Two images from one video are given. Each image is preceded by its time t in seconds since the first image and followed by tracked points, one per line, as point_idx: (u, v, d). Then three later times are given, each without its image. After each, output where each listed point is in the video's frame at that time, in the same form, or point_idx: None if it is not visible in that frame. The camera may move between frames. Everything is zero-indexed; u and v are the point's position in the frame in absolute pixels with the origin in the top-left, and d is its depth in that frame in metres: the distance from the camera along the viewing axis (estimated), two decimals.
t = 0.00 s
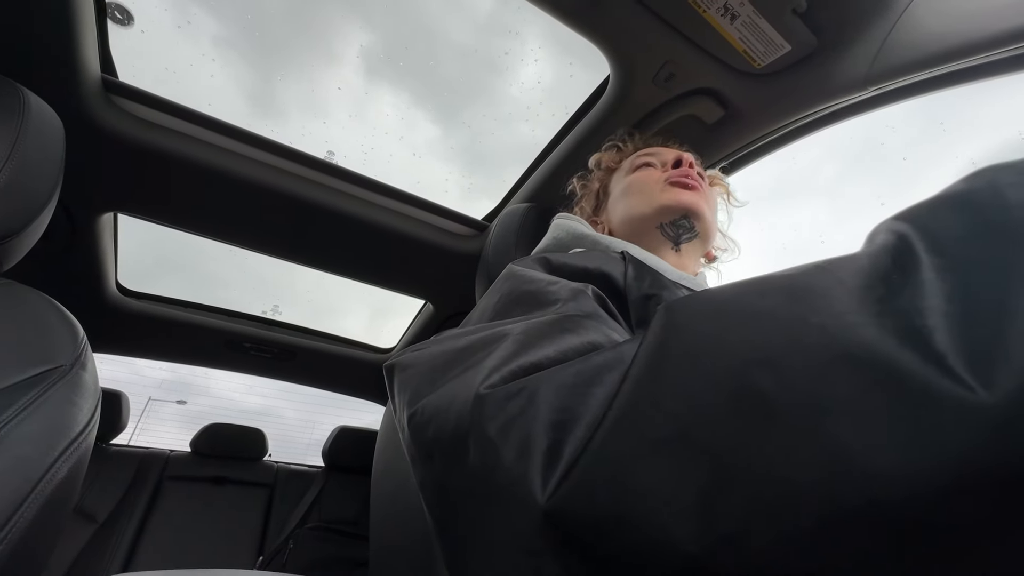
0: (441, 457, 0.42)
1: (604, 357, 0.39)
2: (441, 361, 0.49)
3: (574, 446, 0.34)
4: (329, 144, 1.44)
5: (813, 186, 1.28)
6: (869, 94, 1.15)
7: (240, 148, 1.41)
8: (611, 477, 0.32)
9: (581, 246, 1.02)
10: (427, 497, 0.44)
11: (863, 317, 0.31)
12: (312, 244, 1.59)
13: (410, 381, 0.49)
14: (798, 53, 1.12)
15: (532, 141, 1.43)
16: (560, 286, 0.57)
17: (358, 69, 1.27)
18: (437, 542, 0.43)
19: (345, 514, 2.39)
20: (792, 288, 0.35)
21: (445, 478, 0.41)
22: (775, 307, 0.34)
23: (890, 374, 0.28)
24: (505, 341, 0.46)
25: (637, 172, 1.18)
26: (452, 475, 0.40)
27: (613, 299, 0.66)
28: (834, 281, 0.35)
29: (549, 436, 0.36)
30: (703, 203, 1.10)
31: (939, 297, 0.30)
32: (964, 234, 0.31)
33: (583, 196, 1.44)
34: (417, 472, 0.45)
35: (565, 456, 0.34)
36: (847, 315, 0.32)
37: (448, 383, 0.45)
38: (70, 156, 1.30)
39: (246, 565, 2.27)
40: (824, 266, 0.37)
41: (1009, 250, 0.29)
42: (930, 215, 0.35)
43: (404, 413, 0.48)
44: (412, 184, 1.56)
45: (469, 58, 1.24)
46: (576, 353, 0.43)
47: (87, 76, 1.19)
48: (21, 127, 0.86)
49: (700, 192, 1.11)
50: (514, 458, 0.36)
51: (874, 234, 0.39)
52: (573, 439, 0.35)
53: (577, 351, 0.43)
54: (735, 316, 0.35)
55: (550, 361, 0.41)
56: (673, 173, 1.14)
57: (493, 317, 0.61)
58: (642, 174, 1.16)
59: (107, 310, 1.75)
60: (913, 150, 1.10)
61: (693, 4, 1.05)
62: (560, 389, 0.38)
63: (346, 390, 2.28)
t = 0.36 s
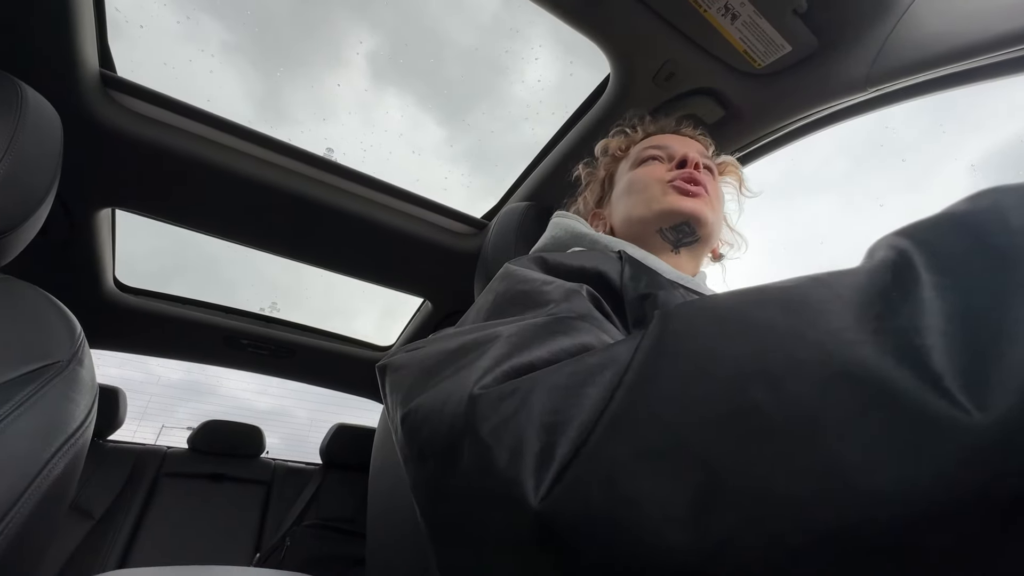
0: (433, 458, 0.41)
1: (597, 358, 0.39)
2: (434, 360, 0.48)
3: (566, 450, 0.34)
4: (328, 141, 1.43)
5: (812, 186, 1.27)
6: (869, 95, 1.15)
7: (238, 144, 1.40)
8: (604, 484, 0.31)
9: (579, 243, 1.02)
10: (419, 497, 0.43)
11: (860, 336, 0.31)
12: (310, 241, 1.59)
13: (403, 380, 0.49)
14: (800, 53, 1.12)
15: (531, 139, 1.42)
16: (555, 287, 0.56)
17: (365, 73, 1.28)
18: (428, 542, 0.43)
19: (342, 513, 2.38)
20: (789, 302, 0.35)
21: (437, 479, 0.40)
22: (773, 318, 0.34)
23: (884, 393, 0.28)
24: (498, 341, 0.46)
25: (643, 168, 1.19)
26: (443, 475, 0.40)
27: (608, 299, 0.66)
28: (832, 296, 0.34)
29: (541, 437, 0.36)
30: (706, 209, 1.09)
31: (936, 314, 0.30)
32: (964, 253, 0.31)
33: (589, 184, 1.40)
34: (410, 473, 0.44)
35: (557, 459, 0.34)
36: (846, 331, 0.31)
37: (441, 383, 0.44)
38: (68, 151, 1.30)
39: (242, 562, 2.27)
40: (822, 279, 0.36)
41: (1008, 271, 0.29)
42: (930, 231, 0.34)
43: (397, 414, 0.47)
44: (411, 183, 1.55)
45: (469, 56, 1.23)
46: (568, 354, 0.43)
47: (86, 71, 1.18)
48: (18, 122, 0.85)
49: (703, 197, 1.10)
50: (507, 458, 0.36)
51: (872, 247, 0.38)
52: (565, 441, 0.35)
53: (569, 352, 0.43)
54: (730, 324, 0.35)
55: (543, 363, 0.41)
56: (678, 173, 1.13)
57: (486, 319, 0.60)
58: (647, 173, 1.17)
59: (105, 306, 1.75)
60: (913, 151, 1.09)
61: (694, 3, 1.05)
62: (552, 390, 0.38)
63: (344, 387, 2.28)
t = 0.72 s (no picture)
0: (436, 478, 0.40)
1: (602, 374, 0.39)
2: (434, 376, 0.47)
3: (575, 474, 0.34)
4: (326, 145, 1.43)
5: (808, 190, 1.28)
6: (863, 99, 1.16)
7: (235, 148, 1.40)
8: (616, 513, 0.31)
9: (578, 246, 1.02)
10: (421, 519, 0.42)
11: (869, 357, 0.31)
12: (308, 245, 1.59)
13: (402, 397, 0.48)
14: (795, 57, 1.13)
15: (529, 143, 1.43)
16: (556, 297, 0.56)
17: (374, 78, 1.29)
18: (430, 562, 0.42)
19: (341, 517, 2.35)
20: (797, 319, 0.35)
21: (441, 502, 0.39)
22: (778, 338, 0.34)
23: (896, 421, 0.28)
24: (500, 357, 0.45)
25: (648, 165, 1.20)
26: (447, 496, 0.39)
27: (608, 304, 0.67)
28: (839, 314, 0.34)
29: (548, 462, 0.35)
30: (701, 216, 1.07)
31: (944, 336, 0.30)
32: (968, 273, 0.32)
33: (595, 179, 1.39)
34: (412, 494, 0.43)
35: (564, 482, 0.34)
36: (852, 354, 0.32)
37: (443, 400, 0.43)
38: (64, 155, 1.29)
39: (240, 568, 2.26)
40: (827, 296, 0.37)
41: (1013, 294, 0.30)
42: (932, 247, 0.35)
43: (397, 431, 0.46)
44: (409, 186, 1.55)
45: (467, 60, 1.24)
46: (571, 370, 0.43)
47: (82, 76, 1.18)
48: (14, 127, 0.85)
49: (701, 200, 1.09)
50: (513, 481, 0.35)
51: (873, 264, 0.39)
52: (572, 463, 0.35)
53: (571, 367, 0.43)
54: (734, 344, 0.35)
55: (546, 380, 0.41)
56: (678, 175, 1.13)
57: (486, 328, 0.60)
58: (649, 171, 1.18)
59: (101, 312, 1.75)
60: (907, 154, 1.10)
61: (689, 8, 1.06)
62: (558, 409, 0.37)
63: (342, 392, 2.27)
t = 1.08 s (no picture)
0: (445, 479, 0.40)
1: (612, 378, 0.39)
2: (439, 376, 0.47)
3: (588, 479, 0.34)
4: (327, 144, 1.44)
5: (807, 189, 1.28)
6: (863, 98, 1.16)
7: (234, 146, 1.40)
8: (630, 517, 0.31)
9: (577, 245, 1.02)
10: (427, 518, 0.42)
11: (891, 376, 0.31)
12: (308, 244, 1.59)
13: (406, 397, 0.47)
14: (796, 56, 1.13)
15: (529, 142, 1.43)
16: (562, 298, 0.56)
17: (376, 79, 1.29)
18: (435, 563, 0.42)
19: (340, 516, 2.35)
20: (816, 332, 0.35)
21: (450, 504, 0.39)
22: (800, 349, 0.34)
23: (919, 440, 0.29)
24: (508, 359, 0.45)
25: (646, 165, 1.19)
26: (456, 497, 0.39)
27: (608, 304, 0.67)
28: (856, 327, 0.34)
29: (561, 466, 0.35)
30: (712, 203, 1.10)
31: (966, 356, 0.31)
32: (988, 295, 0.32)
33: (583, 179, 1.40)
34: (418, 493, 0.43)
35: (578, 485, 0.34)
36: (874, 372, 0.31)
37: (449, 398, 0.43)
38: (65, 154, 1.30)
39: (241, 567, 2.26)
40: (842, 308, 0.37)
41: None
42: (948, 265, 0.35)
43: (402, 431, 0.46)
44: (410, 185, 1.55)
45: (468, 60, 1.24)
46: (579, 374, 0.42)
47: (83, 75, 1.18)
48: (16, 126, 0.85)
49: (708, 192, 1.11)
50: (527, 485, 0.35)
51: (887, 277, 0.39)
52: (584, 467, 0.35)
53: (580, 371, 0.42)
54: (747, 352, 0.35)
55: (555, 383, 0.41)
56: (683, 169, 1.14)
57: (488, 329, 0.60)
58: (650, 169, 1.18)
59: (102, 311, 1.75)
60: (907, 152, 1.10)
61: (689, 7, 1.06)
62: (569, 412, 0.37)
63: (343, 391, 2.28)
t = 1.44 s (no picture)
0: (449, 489, 0.40)
1: (614, 389, 0.39)
2: (442, 384, 0.47)
3: (591, 492, 0.34)
4: (328, 145, 1.44)
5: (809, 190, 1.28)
6: (865, 98, 1.16)
7: (237, 148, 1.41)
8: (631, 528, 0.31)
9: (578, 246, 1.02)
10: (429, 525, 0.43)
11: (891, 381, 0.31)
12: (310, 245, 1.59)
13: (409, 405, 0.48)
14: (797, 55, 1.13)
15: (530, 143, 1.43)
16: (564, 304, 0.56)
17: (380, 82, 1.30)
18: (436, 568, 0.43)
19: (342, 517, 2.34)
20: (816, 339, 0.35)
21: (453, 514, 0.40)
22: (797, 356, 0.34)
23: (919, 447, 0.28)
24: (509, 368, 0.46)
25: (648, 169, 1.20)
26: (459, 507, 0.40)
27: (610, 305, 0.68)
28: (856, 333, 0.34)
29: (562, 477, 0.35)
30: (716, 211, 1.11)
31: (967, 359, 0.30)
32: (987, 296, 0.32)
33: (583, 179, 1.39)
34: (420, 501, 0.44)
35: (580, 498, 0.34)
36: (873, 378, 0.31)
37: (452, 408, 0.44)
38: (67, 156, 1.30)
39: (243, 567, 2.26)
40: (843, 313, 0.36)
41: None
42: (947, 265, 0.35)
43: (405, 440, 0.47)
44: (411, 186, 1.55)
45: (469, 60, 1.24)
46: (582, 383, 0.43)
47: (86, 77, 1.19)
48: (20, 128, 0.86)
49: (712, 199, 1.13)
50: (529, 497, 0.35)
51: (888, 277, 0.39)
52: (586, 479, 0.35)
53: (582, 381, 0.43)
54: (748, 360, 0.35)
55: (556, 394, 0.41)
56: (688, 177, 1.15)
57: (491, 336, 0.60)
58: (654, 175, 1.18)
59: (105, 312, 1.76)
60: (910, 153, 1.10)
61: (690, 7, 1.06)
62: (570, 424, 0.38)
63: (345, 392, 2.28)
